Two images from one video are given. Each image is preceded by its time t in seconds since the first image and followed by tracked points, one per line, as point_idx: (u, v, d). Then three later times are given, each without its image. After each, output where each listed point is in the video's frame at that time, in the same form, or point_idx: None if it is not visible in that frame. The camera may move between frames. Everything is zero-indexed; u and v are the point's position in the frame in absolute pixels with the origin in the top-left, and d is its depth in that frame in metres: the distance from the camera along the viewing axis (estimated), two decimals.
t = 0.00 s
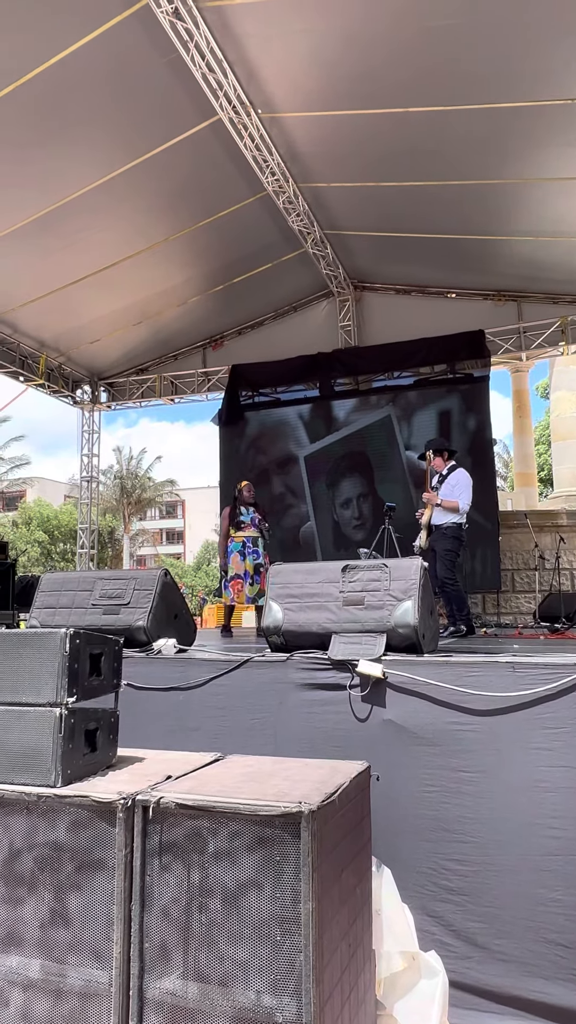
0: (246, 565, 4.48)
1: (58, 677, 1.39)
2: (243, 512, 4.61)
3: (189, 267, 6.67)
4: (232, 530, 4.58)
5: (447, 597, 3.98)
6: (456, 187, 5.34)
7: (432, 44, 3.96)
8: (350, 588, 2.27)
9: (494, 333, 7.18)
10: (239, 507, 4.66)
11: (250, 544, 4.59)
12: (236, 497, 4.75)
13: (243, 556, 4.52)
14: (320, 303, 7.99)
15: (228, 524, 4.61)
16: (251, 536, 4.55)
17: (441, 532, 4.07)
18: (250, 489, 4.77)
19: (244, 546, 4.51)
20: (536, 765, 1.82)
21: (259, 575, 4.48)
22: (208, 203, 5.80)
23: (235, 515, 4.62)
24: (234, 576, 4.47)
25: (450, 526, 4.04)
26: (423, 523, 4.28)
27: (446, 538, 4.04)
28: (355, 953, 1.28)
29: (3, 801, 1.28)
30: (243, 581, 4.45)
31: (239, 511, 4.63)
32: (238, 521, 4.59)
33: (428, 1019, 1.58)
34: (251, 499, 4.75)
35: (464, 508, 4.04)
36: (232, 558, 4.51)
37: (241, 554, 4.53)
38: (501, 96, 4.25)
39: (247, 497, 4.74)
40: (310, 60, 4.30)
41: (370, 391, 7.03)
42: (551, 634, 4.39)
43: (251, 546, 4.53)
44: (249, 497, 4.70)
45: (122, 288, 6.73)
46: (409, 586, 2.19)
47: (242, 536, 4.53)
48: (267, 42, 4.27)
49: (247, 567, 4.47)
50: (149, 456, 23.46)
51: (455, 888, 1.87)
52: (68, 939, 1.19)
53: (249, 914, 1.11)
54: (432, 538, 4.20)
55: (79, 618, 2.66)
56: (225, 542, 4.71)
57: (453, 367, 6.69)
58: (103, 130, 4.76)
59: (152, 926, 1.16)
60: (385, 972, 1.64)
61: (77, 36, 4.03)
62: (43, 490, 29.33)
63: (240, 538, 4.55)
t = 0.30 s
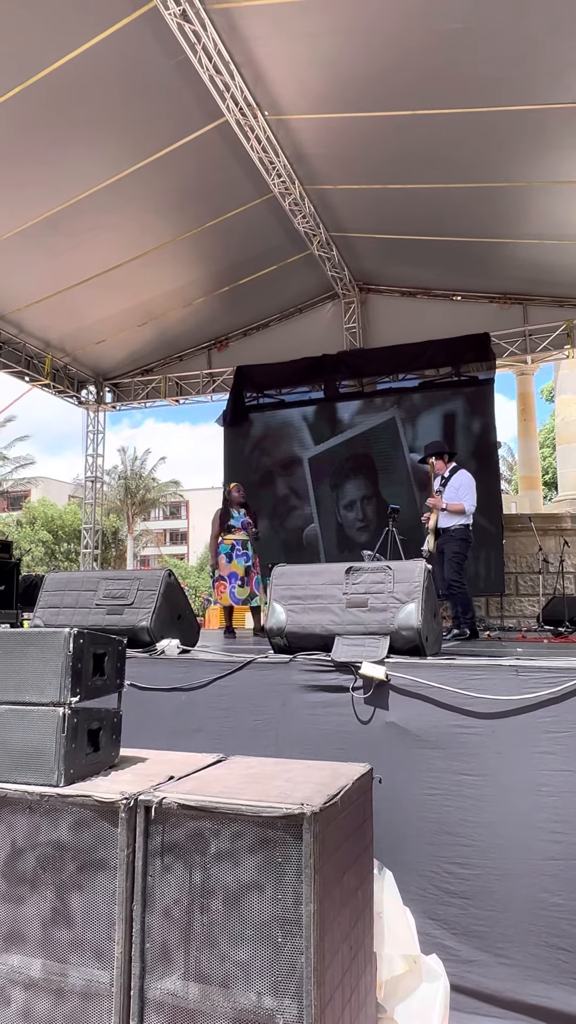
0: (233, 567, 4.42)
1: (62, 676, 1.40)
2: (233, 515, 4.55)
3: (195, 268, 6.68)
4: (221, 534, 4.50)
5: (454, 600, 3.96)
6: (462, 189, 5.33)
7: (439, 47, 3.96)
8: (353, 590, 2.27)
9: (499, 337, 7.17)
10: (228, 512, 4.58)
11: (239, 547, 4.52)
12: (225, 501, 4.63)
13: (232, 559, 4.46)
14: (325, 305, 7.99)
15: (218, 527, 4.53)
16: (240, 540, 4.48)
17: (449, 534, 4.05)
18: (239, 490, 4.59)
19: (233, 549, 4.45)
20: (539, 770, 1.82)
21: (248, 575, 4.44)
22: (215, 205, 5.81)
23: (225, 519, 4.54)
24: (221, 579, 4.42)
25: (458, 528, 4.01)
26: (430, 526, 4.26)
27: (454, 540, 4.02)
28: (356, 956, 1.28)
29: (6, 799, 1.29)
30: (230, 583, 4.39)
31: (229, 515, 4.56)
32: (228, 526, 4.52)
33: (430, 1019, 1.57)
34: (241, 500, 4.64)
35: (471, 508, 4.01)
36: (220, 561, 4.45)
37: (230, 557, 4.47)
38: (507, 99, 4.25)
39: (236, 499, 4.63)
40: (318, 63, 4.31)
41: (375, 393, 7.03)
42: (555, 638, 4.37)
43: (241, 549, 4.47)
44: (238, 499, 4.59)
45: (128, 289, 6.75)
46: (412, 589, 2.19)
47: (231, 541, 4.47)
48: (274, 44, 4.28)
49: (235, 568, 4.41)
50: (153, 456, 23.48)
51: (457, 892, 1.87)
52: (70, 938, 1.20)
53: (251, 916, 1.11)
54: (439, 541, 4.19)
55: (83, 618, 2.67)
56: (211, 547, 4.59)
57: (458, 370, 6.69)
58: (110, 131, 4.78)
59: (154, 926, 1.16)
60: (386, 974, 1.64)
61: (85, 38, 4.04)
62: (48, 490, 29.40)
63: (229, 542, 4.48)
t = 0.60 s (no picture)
0: (232, 567, 4.41)
1: (65, 675, 1.40)
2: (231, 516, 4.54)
3: (199, 269, 6.69)
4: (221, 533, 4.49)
5: (457, 601, 3.96)
6: (467, 192, 5.33)
7: (445, 50, 3.96)
8: (356, 592, 2.27)
9: (503, 339, 7.16)
10: (226, 512, 4.55)
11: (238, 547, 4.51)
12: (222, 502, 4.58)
13: (231, 558, 4.44)
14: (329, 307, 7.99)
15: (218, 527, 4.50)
16: (240, 540, 4.49)
17: (453, 536, 4.05)
18: (238, 492, 4.55)
19: (233, 548, 4.45)
20: (540, 773, 1.82)
21: (246, 575, 4.42)
22: (219, 206, 5.82)
23: (224, 519, 4.51)
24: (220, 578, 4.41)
25: (461, 530, 4.01)
26: (433, 528, 4.26)
27: (457, 542, 4.01)
28: (357, 958, 1.28)
29: (8, 798, 1.29)
30: (228, 581, 4.39)
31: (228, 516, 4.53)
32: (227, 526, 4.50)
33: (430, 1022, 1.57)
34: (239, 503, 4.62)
35: (473, 511, 4.01)
36: (220, 560, 4.43)
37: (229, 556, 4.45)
38: (513, 101, 4.25)
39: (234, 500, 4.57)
40: (323, 65, 4.32)
41: (379, 395, 7.03)
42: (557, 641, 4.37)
43: (240, 549, 4.47)
44: (236, 500, 4.54)
45: (132, 290, 6.76)
46: (415, 591, 2.18)
47: (231, 540, 4.47)
48: (280, 46, 4.28)
49: (235, 567, 4.40)
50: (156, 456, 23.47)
51: (458, 895, 1.87)
52: (71, 938, 1.20)
53: (252, 916, 1.11)
54: (443, 543, 4.18)
55: (85, 618, 2.67)
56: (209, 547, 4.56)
57: (462, 372, 6.68)
58: (115, 131, 4.79)
59: (155, 926, 1.16)
60: (386, 976, 1.63)
61: (91, 39, 4.06)
62: (50, 489, 29.45)
63: (228, 542, 4.48)
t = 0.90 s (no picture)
0: (235, 568, 4.41)
1: (67, 675, 1.40)
2: (233, 516, 4.53)
3: (202, 270, 6.69)
4: (223, 534, 4.46)
5: (458, 603, 3.95)
6: (470, 194, 5.33)
7: (449, 52, 3.97)
8: (358, 593, 2.26)
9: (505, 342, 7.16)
10: (228, 512, 4.52)
11: (240, 548, 4.51)
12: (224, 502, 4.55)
13: (233, 559, 4.43)
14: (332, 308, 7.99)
15: (220, 527, 4.46)
16: (242, 541, 4.49)
17: (454, 539, 4.04)
18: (240, 495, 4.52)
19: (235, 550, 4.44)
20: (541, 776, 1.81)
21: (248, 578, 4.46)
22: (222, 207, 5.82)
23: (226, 519, 4.48)
24: (222, 579, 4.40)
25: (463, 532, 4.00)
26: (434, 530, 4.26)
27: (459, 545, 4.01)
28: (357, 960, 1.27)
29: (9, 798, 1.29)
30: (231, 582, 4.39)
31: (231, 516, 4.51)
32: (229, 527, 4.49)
33: None
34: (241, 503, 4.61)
35: (475, 513, 4.01)
36: (223, 561, 4.40)
37: (231, 557, 4.44)
38: (517, 104, 4.25)
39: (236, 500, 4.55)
40: (327, 66, 4.32)
41: (380, 397, 7.03)
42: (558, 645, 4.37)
43: (243, 550, 4.47)
44: (238, 501, 4.53)
45: (135, 290, 6.76)
46: (417, 593, 2.18)
47: (234, 541, 4.46)
48: (285, 47, 4.28)
49: (238, 568, 4.41)
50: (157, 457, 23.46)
51: (459, 898, 1.86)
52: (71, 938, 1.19)
53: (253, 917, 1.11)
54: (444, 545, 4.18)
55: (87, 617, 2.67)
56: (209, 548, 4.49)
57: (464, 374, 6.68)
58: (120, 132, 4.79)
59: (156, 928, 1.16)
60: (387, 980, 1.63)
61: (96, 39, 4.06)
62: (52, 489, 29.47)
63: (230, 543, 4.47)
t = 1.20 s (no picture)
0: (238, 570, 4.42)
1: (66, 674, 1.40)
2: (237, 518, 4.52)
3: (202, 270, 6.69)
4: (227, 535, 4.46)
5: (457, 606, 3.95)
6: (471, 196, 5.34)
7: (451, 54, 3.97)
8: (358, 594, 2.26)
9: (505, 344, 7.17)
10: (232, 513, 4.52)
11: (242, 550, 4.51)
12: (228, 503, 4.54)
13: (236, 562, 4.44)
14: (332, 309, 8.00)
15: (224, 528, 4.45)
16: (245, 544, 4.50)
17: (453, 541, 4.04)
18: (242, 498, 4.53)
19: (238, 553, 4.44)
20: (539, 778, 1.82)
21: (250, 582, 4.48)
22: (223, 207, 5.82)
23: (230, 521, 4.47)
24: (226, 581, 4.40)
25: (462, 535, 4.00)
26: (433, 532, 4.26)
27: (458, 547, 4.01)
28: (355, 961, 1.28)
29: (8, 797, 1.29)
30: (234, 584, 4.39)
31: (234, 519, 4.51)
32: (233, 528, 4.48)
33: None
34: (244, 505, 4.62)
35: (474, 516, 4.02)
36: (227, 563, 4.40)
37: (234, 559, 4.44)
38: (518, 106, 4.26)
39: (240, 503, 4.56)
40: (329, 67, 4.33)
41: (380, 398, 7.03)
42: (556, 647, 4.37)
43: (246, 553, 4.48)
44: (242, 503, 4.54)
45: (135, 290, 6.76)
46: (416, 594, 2.18)
47: (237, 543, 4.47)
48: (286, 48, 4.29)
49: (241, 570, 4.42)
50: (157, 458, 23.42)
51: (457, 899, 1.87)
52: (69, 938, 1.19)
53: (250, 918, 1.11)
54: (443, 547, 4.18)
55: (86, 617, 2.67)
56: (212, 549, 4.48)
57: (464, 375, 6.69)
58: (121, 132, 4.80)
59: (153, 928, 1.16)
60: (384, 981, 1.63)
61: (98, 39, 4.06)
62: (51, 489, 29.45)
63: (234, 545, 4.46)
